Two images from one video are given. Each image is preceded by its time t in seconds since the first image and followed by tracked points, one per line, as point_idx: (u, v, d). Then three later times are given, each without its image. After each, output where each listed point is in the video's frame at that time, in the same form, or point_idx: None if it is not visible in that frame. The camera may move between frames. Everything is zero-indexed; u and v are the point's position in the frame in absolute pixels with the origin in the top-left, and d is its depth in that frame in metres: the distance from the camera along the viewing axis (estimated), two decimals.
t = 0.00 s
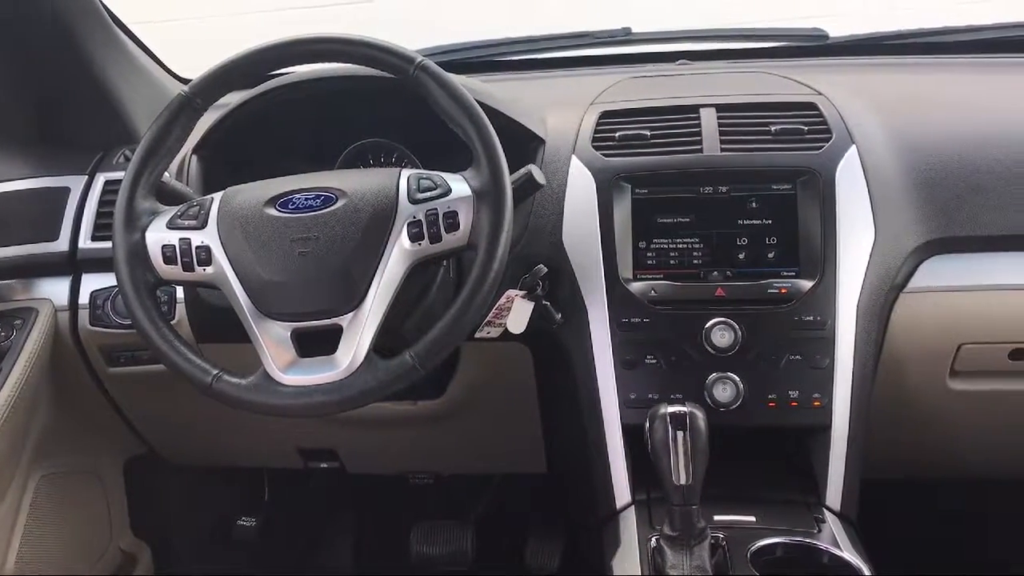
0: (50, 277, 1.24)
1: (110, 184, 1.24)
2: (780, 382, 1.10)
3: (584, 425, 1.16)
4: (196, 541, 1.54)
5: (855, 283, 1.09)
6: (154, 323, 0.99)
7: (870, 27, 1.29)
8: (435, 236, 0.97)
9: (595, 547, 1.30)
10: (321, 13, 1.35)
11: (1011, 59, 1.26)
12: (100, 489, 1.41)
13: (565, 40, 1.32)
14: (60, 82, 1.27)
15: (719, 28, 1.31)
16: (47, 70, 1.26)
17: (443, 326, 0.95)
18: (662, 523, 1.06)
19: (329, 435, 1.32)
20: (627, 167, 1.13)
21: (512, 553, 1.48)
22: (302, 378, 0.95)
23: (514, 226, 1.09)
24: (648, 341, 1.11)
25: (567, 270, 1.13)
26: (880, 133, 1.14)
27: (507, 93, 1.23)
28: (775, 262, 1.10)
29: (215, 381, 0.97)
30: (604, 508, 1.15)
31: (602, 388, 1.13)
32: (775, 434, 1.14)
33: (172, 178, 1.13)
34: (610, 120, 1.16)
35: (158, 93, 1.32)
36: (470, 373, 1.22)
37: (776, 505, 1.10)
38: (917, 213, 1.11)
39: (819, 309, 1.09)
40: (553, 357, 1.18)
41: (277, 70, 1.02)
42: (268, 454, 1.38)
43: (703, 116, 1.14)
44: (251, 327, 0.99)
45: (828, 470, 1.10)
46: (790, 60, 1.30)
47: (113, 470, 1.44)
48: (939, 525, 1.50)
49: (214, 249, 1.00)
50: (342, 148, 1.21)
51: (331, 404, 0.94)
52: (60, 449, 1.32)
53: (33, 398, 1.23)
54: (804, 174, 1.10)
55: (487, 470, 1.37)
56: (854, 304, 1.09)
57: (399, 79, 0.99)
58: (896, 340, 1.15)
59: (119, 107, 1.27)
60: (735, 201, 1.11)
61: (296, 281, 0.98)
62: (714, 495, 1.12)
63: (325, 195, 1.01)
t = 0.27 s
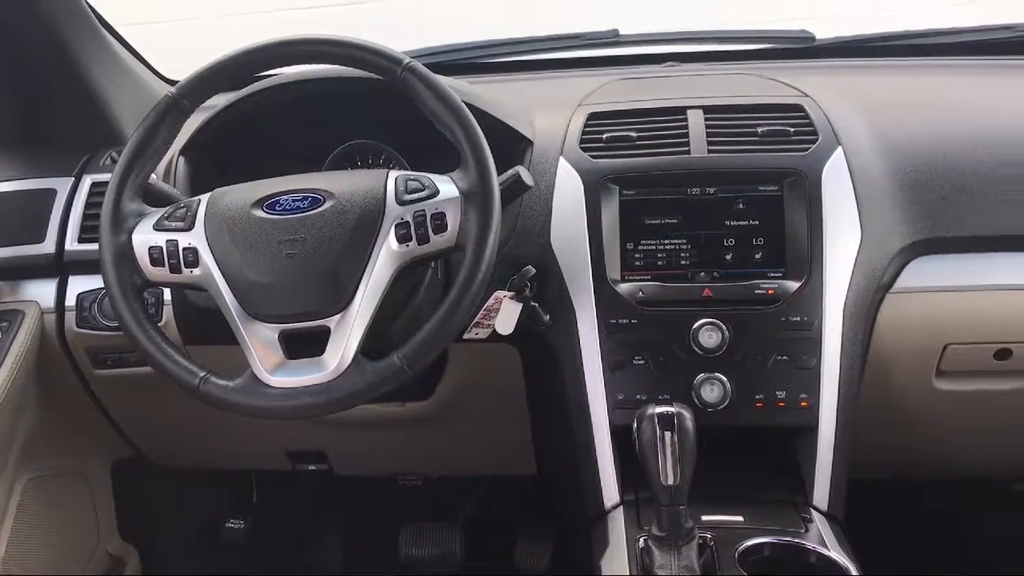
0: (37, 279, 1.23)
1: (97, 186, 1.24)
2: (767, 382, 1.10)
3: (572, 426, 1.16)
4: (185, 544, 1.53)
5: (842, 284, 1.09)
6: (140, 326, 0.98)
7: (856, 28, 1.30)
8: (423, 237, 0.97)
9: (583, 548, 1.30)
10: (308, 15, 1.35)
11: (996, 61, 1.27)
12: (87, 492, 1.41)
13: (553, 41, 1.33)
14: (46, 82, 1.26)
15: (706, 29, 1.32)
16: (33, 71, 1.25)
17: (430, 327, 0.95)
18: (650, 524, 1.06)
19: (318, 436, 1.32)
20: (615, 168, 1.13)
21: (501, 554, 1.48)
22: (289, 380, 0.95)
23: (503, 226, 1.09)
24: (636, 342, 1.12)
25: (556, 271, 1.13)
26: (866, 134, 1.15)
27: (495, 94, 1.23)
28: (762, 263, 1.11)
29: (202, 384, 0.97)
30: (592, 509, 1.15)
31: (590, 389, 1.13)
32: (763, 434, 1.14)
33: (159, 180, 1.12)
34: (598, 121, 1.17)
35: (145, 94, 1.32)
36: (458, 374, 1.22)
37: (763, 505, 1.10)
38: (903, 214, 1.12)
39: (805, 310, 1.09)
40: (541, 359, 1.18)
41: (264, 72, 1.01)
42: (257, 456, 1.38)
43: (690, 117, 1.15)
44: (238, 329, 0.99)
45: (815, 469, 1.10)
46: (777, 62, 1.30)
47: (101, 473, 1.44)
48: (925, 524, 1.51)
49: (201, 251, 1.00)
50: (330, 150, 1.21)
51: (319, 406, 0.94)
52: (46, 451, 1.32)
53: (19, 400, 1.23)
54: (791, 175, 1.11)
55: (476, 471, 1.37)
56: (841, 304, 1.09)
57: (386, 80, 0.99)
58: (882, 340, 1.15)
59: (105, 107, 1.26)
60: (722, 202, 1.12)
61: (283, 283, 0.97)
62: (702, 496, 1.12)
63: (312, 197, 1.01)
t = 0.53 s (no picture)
0: (26, 281, 1.23)
1: (86, 187, 1.23)
2: (757, 382, 1.10)
3: (563, 427, 1.16)
4: (176, 546, 1.54)
5: (831, 284, 1.10)
6: (130, 327, 0.98)
7: (845, 30, 1.30)
8: (413, 238, 0.97)
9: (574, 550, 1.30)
10: (298, 17, 1.35)
11: (984, 62, 1.28)
12: (77, 495, 1.40)
13: (543, 42, 1.33)
14: (36, 84, 1.26)
15: (695, 30, 1.32)
16: (23, 72, 1.25)
17: (421, 328, 0.95)
18: (640, 524, 1.06)
19: (308, 438, 1.32)
20: (605, 170, 1.13)
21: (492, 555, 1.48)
22: (279, 382, 0.95)
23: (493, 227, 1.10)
24: (627, 342, 1.12)
25: (546, 272, 1.13)
26: (854, 135, 1.16)
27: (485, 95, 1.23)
28: (752, 263, 1.11)
29: (192, 386, 0.96)
30: (582, 509, 1.15)
31: (580, 390, 1.13)
32: (753, 434, 1.15)
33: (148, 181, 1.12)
34: (588, 123, 1.17)
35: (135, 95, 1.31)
36: (449, 375, 1.22)
37: (753, 504, 1.11)
38: (892, 215, 1.12)
39: (795, 310, 1.10)
40: (532, 359, 1.18)
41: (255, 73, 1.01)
42: (247, 458, 1.38)
43: (679, 118, 1.15)
44: (228, 330, 0.99)
45: (805, 469, 1.10)
46: (766, 63, 1.31)
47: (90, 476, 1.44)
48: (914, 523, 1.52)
49: (190, 252, 1.00)
50: (320, 151, 1.21)
51: (309, 408, 0.94)
52: (36, 454, 1.31)
53: (7, 402, 1.22)
54: (780, 176, 1.11)
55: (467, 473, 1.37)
56: (830, 304, 1.10)
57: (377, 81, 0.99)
58: (871, 341, 1.16)
59: (95, 110, 1.26)
60: (712, 203, 1.12)
61: (273, 284, 0.97)
62: (692, 496, 1.13)
63: (302, 198, 1.00)
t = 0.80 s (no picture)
0: (15, 282, 1.22)
1: (75, 188, 1.23)
2: (747, 381, 1.11)
3: (554, 426, 1.16)
4: (168, 547, 1.54)
5: (821, 283, 1.10)
6: (120, 328, 0.98)
7: (834, 30, 1.31)
8: (404, 238, 0.97)
9: (564, 549, 1.30)
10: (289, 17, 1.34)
11: (973, 62, 1.28)
12: (66, 496, 1.40)
13: (533, 43, 1.33)
14: (20, 82, 1.24)
15: (686, 31, 1.32)
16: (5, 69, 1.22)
17: (412, 328, 0.95)
18: (631, 523, 1.06)
19: (299, 438, 1.32)
20: (595, 169, 1.13)
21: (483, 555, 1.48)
22: (269, 382, 0.95)
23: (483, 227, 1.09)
24: (617, 341, 1.12)
25: (537, 271, 1.13)
26: (843, 134, 1.16)
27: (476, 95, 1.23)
28: (742, 263, 1.11)
29: (182, 386, 0.96)
30: (573, 509, 1.15)
31: (571, 389, 1.13)
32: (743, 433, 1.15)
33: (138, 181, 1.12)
34: (578, 123, 1.17)
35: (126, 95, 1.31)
36: (439, 375, 1.22)
37: (743, 503, 1.11)
38: (881, 214, 1.13)
39: (785, 309, 1.10)
40: (523, 359, 1.18)
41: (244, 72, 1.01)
42: (237, 459, 1.38)
43: (669, 118, 1.15)
44: (218, 330, 0.99)
45: (795, 468, 1.11)
46: (756, 63, 1.32)
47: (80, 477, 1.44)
48: (904, 523, 1.53)
49: (180, 252, 1.00)
50: (311, 151, 1.21)
51: (298, 408, 0.94)
52: (25, 455, 1.31)
53: None
54: (769, 176, 1.11)
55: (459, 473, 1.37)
56: (820, 303, 1.10)
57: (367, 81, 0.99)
58: (861, 340, 1.16)
59: (85, 109, 1.25)
60: (702, 202, 1.12)
61: (263, 284, 0.97)
62: (683, 495, 1.13)
63: (292, 198, 1.00)
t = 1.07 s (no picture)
0: (4, 283, 1.22)
1: (64, 189, 1.23)
2: (737, 380, 1.11)
3: (545, 426, 1.16)
4: (160, 549, 1.54)
5: (810, 283, 1.10)
6: (110, 328, 0.98)
7: (823, 30, 1.31)
8: (394, 238, 0.97)
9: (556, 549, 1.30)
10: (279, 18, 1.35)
11: (960, 63, 1.29)
12: (56, 498, 1.40)
13: (524, 43, 1.33)
14: (11, 83, 1.24)
15: (675, 31, 1.33)
16: None
17: (403, 328, 0.95)
18: (622, 522, 1.07)
19: (291, 439, 1.32)
20: (586, 170, 1.13)
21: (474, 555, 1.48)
22: (260, 382, 0.95)
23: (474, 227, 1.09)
24: (608, 341, 1.12)
25: (527, 271, 1.14)
26: (832, 134, 1.16)
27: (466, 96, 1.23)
28: (732, 262, 1.12)
29: (172, 386, 0.96)
30: (564, 508, 1.15)
31: (562, 389, 1.13)
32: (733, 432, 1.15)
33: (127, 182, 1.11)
34: (568, 123, 1.17)
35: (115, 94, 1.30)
36: (431, 375, 1.22)
37: (733, 502, 1.11)
38: (870, 213, 1.13)
39: (774, 308, 1.10)
40: (513, 359, 1.18)
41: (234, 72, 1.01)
42: (228, 459, 1.37)
43: (659, 118, 1.16)
44: (208, 331, 0.99)
45: (785, 467, 1.11)
46: (744, 63, 1.32)
47: (70, 479, 1.43)
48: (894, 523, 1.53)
49: (169, 252, 1.00)
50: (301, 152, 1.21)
51: (288, 408, 0.94)
52: (15, 457, 1.30)
53: None
54: (759, 175, 1.12)
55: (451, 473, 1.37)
56: (809, 303, 1.10)
57: (357, 81, 0.99)
58: (851, 339, 1.16)
59: (74, 109, 1.25)
60: (691, 202, 1.13)
61: (253, 284, 0.97)
62: (674, 495, 1.13)
63: (282, 198, 1.00)
